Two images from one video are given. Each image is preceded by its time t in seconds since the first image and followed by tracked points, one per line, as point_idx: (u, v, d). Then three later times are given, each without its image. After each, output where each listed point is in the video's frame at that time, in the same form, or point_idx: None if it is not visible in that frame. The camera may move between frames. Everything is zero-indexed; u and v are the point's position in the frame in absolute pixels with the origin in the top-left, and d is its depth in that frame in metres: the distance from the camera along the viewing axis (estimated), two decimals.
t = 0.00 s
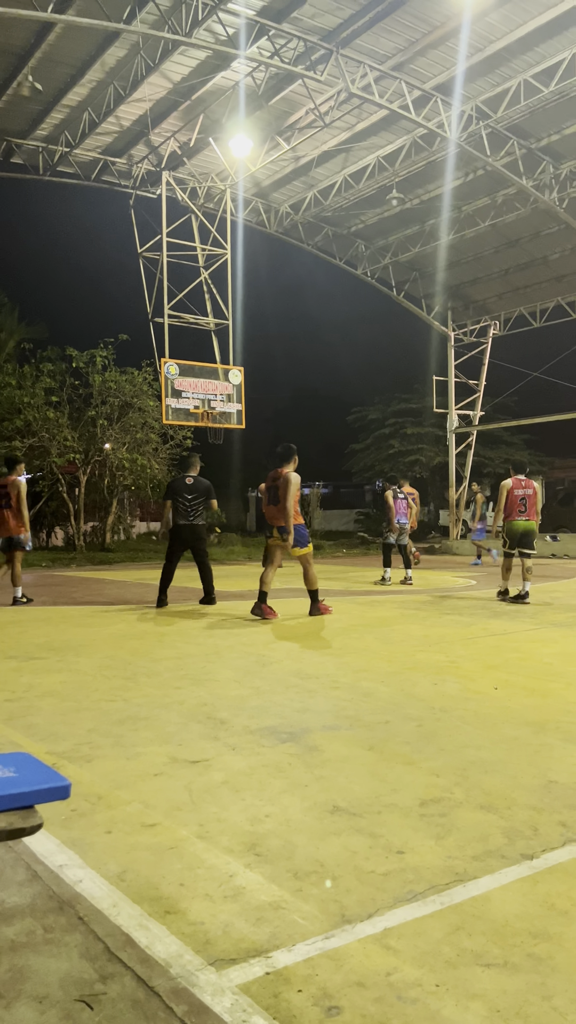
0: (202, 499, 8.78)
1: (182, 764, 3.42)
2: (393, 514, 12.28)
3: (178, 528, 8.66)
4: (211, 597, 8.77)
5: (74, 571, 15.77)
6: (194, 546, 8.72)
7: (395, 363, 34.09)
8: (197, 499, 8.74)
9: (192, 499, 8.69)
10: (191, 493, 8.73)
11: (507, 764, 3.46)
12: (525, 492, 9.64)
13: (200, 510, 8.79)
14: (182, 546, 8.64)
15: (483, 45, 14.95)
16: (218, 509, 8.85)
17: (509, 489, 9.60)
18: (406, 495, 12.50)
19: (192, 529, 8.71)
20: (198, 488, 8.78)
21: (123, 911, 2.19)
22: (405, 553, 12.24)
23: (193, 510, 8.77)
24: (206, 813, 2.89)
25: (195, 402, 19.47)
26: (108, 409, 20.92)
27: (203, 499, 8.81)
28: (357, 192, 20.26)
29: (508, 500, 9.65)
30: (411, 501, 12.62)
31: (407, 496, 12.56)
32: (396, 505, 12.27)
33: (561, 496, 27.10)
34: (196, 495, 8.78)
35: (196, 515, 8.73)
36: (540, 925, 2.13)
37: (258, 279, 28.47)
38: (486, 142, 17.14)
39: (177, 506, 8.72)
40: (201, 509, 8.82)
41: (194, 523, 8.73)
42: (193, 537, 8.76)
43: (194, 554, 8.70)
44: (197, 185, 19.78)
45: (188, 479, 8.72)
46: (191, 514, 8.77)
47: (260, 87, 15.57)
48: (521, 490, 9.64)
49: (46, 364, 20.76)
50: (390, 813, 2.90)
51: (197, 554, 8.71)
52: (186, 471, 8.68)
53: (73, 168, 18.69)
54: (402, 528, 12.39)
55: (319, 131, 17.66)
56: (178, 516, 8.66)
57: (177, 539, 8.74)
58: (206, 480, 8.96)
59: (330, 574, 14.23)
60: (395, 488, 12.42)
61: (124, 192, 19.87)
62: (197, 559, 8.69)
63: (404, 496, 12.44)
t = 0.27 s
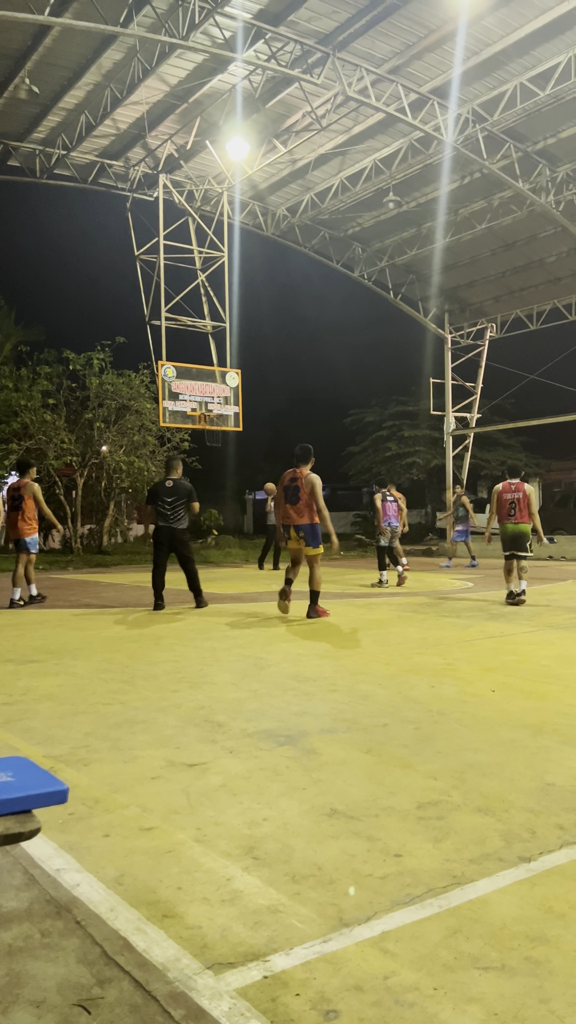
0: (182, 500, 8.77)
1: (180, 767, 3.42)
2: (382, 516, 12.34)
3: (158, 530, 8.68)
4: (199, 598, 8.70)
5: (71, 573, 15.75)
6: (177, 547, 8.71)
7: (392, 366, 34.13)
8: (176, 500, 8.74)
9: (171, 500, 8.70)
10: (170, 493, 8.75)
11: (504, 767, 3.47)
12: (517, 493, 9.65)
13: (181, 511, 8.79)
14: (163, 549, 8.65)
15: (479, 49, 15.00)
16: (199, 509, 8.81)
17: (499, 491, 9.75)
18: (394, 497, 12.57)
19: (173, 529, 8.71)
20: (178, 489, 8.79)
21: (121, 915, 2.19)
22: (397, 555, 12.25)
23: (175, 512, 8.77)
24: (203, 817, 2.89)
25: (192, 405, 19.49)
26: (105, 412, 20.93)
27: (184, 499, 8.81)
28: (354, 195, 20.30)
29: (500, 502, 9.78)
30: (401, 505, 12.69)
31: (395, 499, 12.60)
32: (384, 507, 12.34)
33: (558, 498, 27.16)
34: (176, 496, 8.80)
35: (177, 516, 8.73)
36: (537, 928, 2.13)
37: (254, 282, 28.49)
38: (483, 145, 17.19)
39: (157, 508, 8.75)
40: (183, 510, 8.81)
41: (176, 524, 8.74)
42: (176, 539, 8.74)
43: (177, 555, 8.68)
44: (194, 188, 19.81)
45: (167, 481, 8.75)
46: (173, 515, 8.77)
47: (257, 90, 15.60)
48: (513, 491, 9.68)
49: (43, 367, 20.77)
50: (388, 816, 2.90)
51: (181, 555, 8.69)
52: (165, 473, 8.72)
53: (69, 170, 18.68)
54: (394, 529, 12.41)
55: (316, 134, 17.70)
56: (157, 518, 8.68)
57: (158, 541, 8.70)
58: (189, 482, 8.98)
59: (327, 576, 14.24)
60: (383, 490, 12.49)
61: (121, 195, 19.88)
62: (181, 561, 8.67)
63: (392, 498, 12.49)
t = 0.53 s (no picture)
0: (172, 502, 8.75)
1: (181, 771, 3.42)
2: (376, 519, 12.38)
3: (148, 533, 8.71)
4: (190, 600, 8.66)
5: (71, 576, 15.75)
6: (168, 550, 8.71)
7: (392, 369, 34.17)
8: (166, 502, 8.73)
9: (161, 503, 8.70)
10: (161, 496, 8.74)
11: (506, 770, 3.47)
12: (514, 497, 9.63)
13: (172, 513, 8.78)
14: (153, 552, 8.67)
15: (479, 53, 15.04)
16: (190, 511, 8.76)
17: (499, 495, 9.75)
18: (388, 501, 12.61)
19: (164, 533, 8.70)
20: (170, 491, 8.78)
21: (122, 918, 2.18)
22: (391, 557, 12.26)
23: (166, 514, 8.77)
24: (204, 820, 2.89)
25: (192, 408, 19.49)
26: (105, 415, 20.94)
27: (175, 502, 8.78)
28: (354, 199, 20.34)
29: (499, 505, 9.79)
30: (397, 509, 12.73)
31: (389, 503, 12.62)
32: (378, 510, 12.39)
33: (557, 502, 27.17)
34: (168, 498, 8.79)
35: (167, 519, 8.72)
36: (539, 931, 2.13)
37: (255, 285, 28.52)
38: (483, 149, 17.22)
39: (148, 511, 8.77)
40: (175, 512, 8.80)
41: (167, 527, 8.73)
42: (168, 542, 8.74)
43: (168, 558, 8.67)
44: (194, 192, 19.84)
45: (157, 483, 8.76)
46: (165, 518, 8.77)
47: (257, 94, 15.63)
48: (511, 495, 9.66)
49: (43, 370, 20.79)
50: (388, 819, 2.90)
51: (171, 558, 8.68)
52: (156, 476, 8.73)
53: (70, 174, 18.71)
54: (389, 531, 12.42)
55: (316, 138, 17.73)
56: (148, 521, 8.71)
57: (152, 544, 8.75)
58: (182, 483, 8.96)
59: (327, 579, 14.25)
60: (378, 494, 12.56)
61: (121, 198, 19.91)
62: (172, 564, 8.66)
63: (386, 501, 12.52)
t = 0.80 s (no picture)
0: (172, 507, 8.76)
1: (182, 776, 3.41)
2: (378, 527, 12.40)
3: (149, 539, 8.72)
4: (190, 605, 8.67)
5: (73, 580, 15.74)
6: (169, 556, 8.71)
7: (394, 375, 34.21)
8: (166, 508, 8.73)
9: (161, 509, 8.70)
10: (161, 501, 8.75)
11: (508, 776, 3.46)
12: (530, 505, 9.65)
13: (172, 518, 8.78)
14: (154, 557, 8.67)
15: (482, 61, 15.09)
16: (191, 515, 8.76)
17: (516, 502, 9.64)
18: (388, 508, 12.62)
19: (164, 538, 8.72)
20: (170, 496, 8.78)
21: (123, 923, 2.18)
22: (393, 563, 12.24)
23: (166, 519, 8.77)
24: (206, 826, 2.88)
25: (194, 413, 19.49)
26: (108, 419, 20.98)
27: (175, 507, 8.78)
28: (357, 205, 20.39)
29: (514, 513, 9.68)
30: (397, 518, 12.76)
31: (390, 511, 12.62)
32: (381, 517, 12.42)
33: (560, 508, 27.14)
34: (168, 503, 8.79)
35: (168, 525, 8.73)
36: (542, 939, 2.12)
37: (258, 291, 28.56)
38: (485, 155, 17.27)
39: (149, 517, 8.77)
40: (175, 517, 8.80)
41: (167, 532, 8.73)
42: (169, 547, 8.74)
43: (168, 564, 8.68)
44: (197, 198, 19.89)
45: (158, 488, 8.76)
46: (165, 523, 8.77)
47: (260, 101, 15.69)
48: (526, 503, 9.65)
49: (47, 375, 20.86)
50: (391, 825, 2.90)
51: (171, 564, 8.69)
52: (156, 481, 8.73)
53: (74, 180, 18.77)
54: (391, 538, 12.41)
55: (319, 145, 17.78)
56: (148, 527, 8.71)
57: (153, 550, 8.76)
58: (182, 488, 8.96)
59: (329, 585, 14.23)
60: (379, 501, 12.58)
61: (125, 204, 19.97)
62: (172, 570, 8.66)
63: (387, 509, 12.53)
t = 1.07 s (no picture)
0: (176, 511, 8.77)
1: (186, 780, 3.41)
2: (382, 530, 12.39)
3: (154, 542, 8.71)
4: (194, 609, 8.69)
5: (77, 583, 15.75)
6: (174, 560, 8.72)
7: (399, 379, 34.22)
8: (171, 511, 8.74)
9: (166, 513, 8.71)
10: (165, 505, 8.75)
11: (512, 781, 3.45)
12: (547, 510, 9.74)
13: (177, 522, 8.79)
14: (159, 561, 8.67)
15: (487, 66, 15.10)
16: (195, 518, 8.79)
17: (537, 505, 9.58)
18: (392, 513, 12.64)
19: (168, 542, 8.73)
20: (174, 499, 8.80)
21: (126, 927, 2.18)
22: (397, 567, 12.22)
23: (171, 522, 8.78)
24: (209, 829, 2.88)
25: (199, 416, 19.53)
26: (113, 424, 20.99)
27: (179, 510, 8.81)
28: (362, 209, 20.41)
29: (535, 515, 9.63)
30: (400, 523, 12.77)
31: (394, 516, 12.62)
32: (384, 521, 12.42)
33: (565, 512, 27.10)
34: (172, 507, 8.79)
35: (173, 528, 8.74)
36: (546, 945, 2.11)
37: (262, 295, 28.61)
38: (490, 160, 17.28)
39: (154, 521, 8.76)
40: (180, 520, 8.81)
41: (172, 535, 8.74)
42: (173, 551, 8.75)
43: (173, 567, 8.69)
44: (203, 203, 19.94)
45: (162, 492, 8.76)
46: (169, 526, 8.78)
47: (266, 106, 15.73)
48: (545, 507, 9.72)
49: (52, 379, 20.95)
50: (395, 830, 2.89)
51: (176, 567, 8.70)
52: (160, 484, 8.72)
53: (80, 184, 18.83)
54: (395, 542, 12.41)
55: (324, 149, 17.81)
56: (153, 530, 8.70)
57: (157, 553, 8.75)
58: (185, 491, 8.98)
59: (333, 589, 14.23)
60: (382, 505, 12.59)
61: (131, 209, 20.04)
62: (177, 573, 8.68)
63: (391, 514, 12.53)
